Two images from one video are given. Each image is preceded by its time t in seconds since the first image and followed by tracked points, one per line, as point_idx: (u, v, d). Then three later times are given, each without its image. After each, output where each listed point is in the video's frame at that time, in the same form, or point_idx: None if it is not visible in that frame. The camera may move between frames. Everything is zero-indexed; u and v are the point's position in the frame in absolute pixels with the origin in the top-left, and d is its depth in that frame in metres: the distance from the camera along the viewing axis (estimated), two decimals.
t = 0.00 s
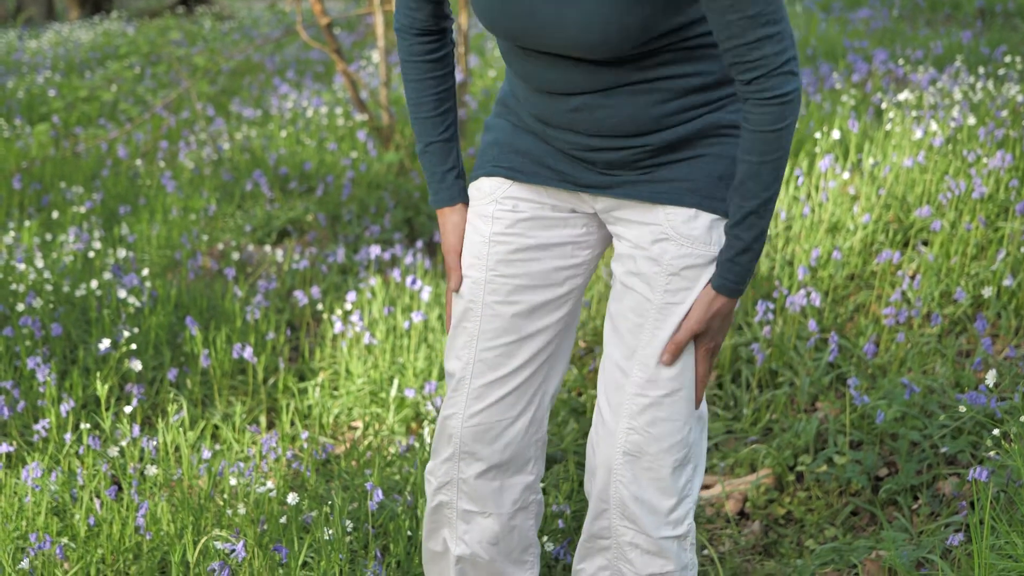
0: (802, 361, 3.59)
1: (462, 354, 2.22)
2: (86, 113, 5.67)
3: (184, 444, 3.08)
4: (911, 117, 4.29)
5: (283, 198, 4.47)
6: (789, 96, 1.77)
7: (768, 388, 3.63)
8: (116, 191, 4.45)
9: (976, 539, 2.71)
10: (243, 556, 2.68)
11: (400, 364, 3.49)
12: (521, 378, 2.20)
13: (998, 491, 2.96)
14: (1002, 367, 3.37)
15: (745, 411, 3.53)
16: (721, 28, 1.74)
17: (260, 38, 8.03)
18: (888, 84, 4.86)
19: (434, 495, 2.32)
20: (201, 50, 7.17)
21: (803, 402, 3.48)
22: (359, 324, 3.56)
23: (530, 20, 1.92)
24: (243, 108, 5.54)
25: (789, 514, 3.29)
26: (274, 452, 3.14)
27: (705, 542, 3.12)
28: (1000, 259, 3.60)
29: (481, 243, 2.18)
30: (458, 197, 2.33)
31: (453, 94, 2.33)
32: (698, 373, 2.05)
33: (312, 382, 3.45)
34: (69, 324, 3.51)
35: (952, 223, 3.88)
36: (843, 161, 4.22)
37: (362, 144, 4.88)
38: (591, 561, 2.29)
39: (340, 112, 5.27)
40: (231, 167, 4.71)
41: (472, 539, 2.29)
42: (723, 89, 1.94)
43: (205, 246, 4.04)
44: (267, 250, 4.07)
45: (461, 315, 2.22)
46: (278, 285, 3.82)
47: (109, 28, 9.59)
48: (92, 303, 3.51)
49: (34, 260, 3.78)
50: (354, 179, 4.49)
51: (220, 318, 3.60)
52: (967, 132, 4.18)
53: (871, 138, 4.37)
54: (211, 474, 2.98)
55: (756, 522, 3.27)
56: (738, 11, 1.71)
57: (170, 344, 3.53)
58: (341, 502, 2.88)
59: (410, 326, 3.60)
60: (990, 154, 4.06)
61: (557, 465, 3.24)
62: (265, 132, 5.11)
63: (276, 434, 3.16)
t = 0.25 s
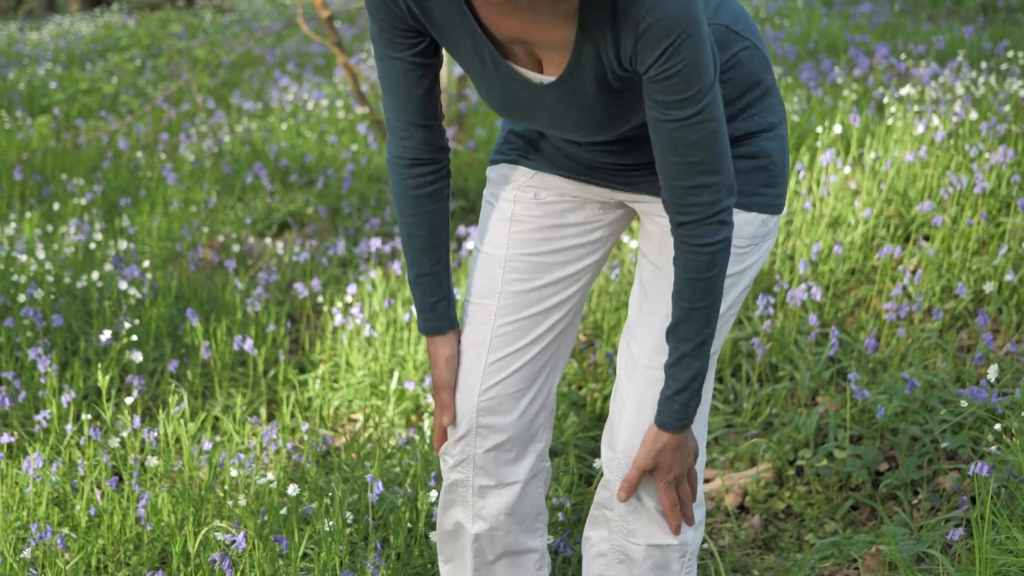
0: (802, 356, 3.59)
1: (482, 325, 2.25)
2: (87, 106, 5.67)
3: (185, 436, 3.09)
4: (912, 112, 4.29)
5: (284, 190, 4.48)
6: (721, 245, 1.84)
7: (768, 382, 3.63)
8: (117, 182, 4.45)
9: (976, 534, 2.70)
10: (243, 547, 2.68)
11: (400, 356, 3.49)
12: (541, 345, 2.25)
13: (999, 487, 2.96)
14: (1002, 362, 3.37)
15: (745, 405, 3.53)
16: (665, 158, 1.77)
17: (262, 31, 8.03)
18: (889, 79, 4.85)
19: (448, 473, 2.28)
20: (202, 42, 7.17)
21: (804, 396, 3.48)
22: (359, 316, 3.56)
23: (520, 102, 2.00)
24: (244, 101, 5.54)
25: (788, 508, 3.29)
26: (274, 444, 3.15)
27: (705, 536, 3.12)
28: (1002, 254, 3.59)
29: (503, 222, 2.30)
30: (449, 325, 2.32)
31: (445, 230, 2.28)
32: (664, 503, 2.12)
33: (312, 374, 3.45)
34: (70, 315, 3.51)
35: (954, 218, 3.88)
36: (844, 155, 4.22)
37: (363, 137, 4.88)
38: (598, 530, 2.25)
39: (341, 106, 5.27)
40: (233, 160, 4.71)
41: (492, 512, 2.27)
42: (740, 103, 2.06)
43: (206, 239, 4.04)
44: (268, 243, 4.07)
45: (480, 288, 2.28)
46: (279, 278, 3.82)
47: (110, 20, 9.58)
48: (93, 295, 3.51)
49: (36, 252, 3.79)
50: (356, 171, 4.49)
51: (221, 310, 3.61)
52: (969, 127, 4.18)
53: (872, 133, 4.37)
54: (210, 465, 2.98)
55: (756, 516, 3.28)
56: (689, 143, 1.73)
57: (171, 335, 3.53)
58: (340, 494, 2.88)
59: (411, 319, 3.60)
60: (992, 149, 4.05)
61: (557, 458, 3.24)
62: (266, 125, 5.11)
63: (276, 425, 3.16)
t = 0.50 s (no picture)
0: (807, 350, 3.58)
1: (479, 332, 2.26)
2: (92, 98, 5.68)
3: (189, 428, 3.09)
4: (918, 107, 4.28)
5: (288, 183, 4.48)
6: (685, 379, 1.85)
7: (772, 376, 3.62)
8: (122, 175, 4.45)
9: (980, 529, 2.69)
10: (248, 540, 2.67)
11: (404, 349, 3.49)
12: (539, 348, 2.26)
13: (1004, 481, 2.94)
14: (1007, 357, 3.36)
15: (750, 399, 3.52)
16: (634, 289, 1.76)
17: (267, 24, 8.03)
18: (894, 74, 4.85)
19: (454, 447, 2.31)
20: (206, 35, 7.17)
21: (808, 390, 3.48)
22: (364, 309, 3.56)
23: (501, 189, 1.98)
24: (249, 93, 5.54)
25: (793, 502, 3.29)
26: (278, 436, 3.13)
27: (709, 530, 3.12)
28: (1007, 249, 3.59)
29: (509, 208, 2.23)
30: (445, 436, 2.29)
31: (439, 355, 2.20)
32: None
33: (316, 367, 3.45)
34: (75, 307, 3.51)
35: (959, 213, 3.88)
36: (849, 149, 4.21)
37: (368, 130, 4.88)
38: (614, 508, 2.26)
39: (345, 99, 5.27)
40: (237, 153, 4.71)
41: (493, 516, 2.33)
42: (759, 120, 2.06)
43: (210, 231, 4.04)
44: (272, 236, 4.08)
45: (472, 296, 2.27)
46: (283, 271, 3.82)
47: (114, 12, 9.58)
48: (97, 287, 3.51)
49: (40, 244, 3.79)
50: (360, 165, 4.50)
51: (225, 303, 3.61)
52: (974, 122, 4.17)
53: (877, 127, 4.36)
54: (215, 457, 2.98)
55: (760, 510, 3.28)
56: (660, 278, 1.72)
57: (176, 328, 3.53)
58: (345, 486, 2.88)
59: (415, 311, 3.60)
60: (998, 144, 4.04)
61: (562, 451, 3.24)
62: (271, 118, 5.10)
63: (280, 418, 3.16)
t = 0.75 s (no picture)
0: (817, 341, 3.58)
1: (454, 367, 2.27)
2: (102, 87, 5.69)
3: (200, 416, 3.09)
4: (929, 98, 4.27)
5: (298, 173, 4.48)
6: (661, 483, 1.92)
7: (782, 366, 3.62)
8: (131, 163, 4.45)
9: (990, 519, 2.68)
10: (258, 527, 2.67)
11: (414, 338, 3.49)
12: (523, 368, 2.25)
13: (1014, 472, 2.93)
14: (1018, 348, 3.35)
15: (759, 389, 3.52)
16: (625, 399, 1.84)
17: (276, 14, 8.02)
18: (905, 65, 4.84)
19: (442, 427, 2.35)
20: (216, 24, 7.17)
21: (818, 381, 3.48)
22: (374, 298, 3.56)
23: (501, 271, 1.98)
24: (258, 83, 5.54)
25: (802, 493, 3.29)
26: (289, 424, 3.14)
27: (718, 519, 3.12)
28: (1018, 241, 3.58)
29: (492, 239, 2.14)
30: (454, 522, 2.38)
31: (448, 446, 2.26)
32: None
33: (326, 356, 3.46)
34: (85, 295, 3.52)
35: (969, 204, 3.87)
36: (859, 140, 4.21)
37: (378, 120, 4.88)
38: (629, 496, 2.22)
39: (355, 88, 5.27)
40: (247, 142, 4.71)
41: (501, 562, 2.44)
42: (781, 138, 2.13)
43: (221, 220, 4.05)
44: (282, 225, 4.08)
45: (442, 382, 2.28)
46: (293, 260, 3.82)
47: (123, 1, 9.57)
48: (108, 275, 3.52)
49: (51, 232, 3.80)
50: (370, 154, 4.50)
51: (236, 291, 3.61)
52: (985, 113, 4.16)
53: (888, 118, 4.35)
54: (225, 445, 2.98)
55: (770, 500, 3.28)
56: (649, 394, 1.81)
57: (186, 316, 3.54)
58: (355, 474, 2.88)
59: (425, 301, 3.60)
60: (1009, 135, 4.03)
61: (572, 440, 3.24)
62: (281, 107, 5.11)
63: (290, 406, 3.16)
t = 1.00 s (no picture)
0: (826, 331, 3.57)
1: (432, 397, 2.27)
2: (111, 75, 5.69)
3: (209, 404, 3.09)
4: (939, 88, 4.26)
5: (307, 162, 4.48)
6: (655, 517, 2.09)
7: (791, 357, 3.62)
8: (140, 151, 4.45)
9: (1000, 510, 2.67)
10: (268, 515, 2.67)
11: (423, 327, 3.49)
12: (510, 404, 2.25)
13: None
14: None
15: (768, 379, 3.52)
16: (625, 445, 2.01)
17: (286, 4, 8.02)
18: (915, 56, 4.83)
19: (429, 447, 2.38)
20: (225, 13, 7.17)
21: (827, 371, 3.48)
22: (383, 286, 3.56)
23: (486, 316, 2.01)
24: (267, 72, 5.54)
25: (811, 483, 3.29)
26: (299, 412, 3.13)
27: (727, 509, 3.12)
28: None
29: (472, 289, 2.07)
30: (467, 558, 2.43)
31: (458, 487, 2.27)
32: None
33: (336, 344, 3.46)
34: (95, 283, 3.52)
35: (979, 195, 3.86)
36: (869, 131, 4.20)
37: (387, 109, 4.88)
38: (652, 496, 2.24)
39: (365, 77, 5.27)
40: (256, 130, 4.71)
41: None
42: (792, 156, 2.14)
43: (230, 209, 4.05)
44: (291, 214, 4.08)
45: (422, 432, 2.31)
46: (303, 248, 3.82)
47: None
48: (118, 263, 3.52)
49: (61, 220, 3.80)
50: (379, 143, 4.50)
51: (245, 280, 3.61)
52: (996, 104, 4.15)
53: (898, 109, 4.34)
54: (235, 433, 2.98)
55: (779, 491, 3.28)
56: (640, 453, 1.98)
57: (195, 304, 3.54)
58: (365, 462, 2.87)
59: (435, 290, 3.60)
60: (1019, 126, 4.02)
61: (581, 430, 3.24)
62: (290, 96, 5.10)
63: (300, 395, 3.15)
